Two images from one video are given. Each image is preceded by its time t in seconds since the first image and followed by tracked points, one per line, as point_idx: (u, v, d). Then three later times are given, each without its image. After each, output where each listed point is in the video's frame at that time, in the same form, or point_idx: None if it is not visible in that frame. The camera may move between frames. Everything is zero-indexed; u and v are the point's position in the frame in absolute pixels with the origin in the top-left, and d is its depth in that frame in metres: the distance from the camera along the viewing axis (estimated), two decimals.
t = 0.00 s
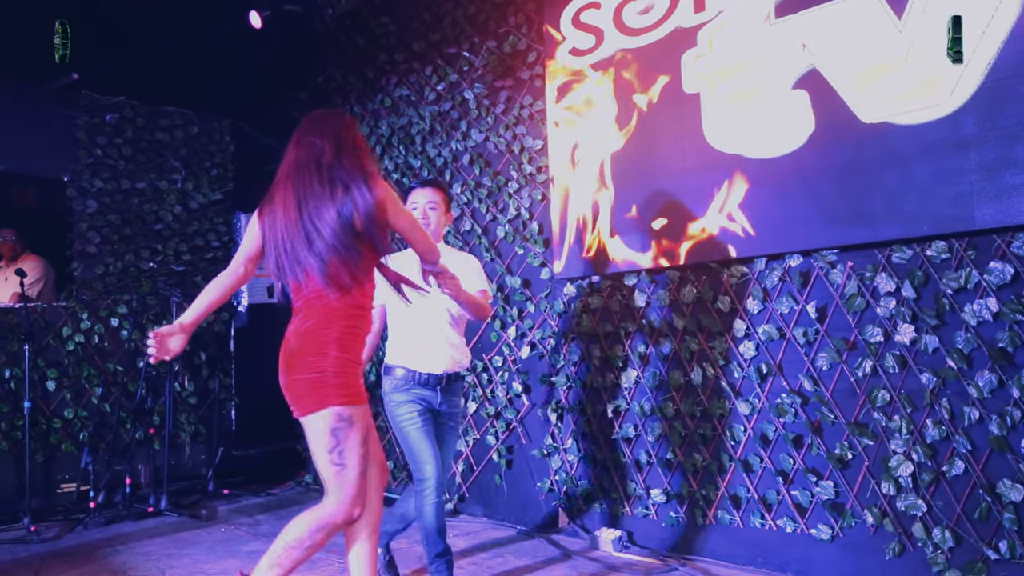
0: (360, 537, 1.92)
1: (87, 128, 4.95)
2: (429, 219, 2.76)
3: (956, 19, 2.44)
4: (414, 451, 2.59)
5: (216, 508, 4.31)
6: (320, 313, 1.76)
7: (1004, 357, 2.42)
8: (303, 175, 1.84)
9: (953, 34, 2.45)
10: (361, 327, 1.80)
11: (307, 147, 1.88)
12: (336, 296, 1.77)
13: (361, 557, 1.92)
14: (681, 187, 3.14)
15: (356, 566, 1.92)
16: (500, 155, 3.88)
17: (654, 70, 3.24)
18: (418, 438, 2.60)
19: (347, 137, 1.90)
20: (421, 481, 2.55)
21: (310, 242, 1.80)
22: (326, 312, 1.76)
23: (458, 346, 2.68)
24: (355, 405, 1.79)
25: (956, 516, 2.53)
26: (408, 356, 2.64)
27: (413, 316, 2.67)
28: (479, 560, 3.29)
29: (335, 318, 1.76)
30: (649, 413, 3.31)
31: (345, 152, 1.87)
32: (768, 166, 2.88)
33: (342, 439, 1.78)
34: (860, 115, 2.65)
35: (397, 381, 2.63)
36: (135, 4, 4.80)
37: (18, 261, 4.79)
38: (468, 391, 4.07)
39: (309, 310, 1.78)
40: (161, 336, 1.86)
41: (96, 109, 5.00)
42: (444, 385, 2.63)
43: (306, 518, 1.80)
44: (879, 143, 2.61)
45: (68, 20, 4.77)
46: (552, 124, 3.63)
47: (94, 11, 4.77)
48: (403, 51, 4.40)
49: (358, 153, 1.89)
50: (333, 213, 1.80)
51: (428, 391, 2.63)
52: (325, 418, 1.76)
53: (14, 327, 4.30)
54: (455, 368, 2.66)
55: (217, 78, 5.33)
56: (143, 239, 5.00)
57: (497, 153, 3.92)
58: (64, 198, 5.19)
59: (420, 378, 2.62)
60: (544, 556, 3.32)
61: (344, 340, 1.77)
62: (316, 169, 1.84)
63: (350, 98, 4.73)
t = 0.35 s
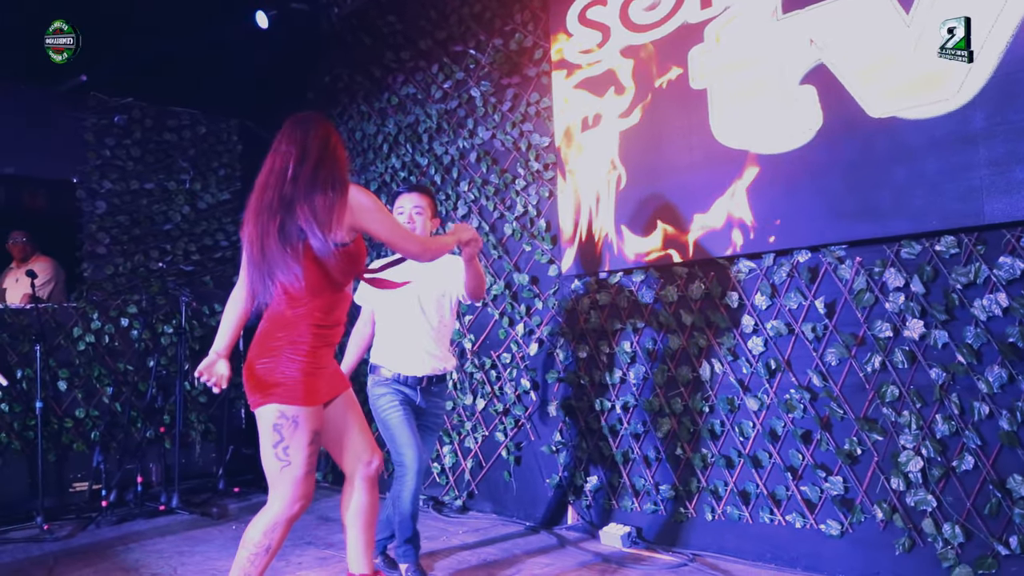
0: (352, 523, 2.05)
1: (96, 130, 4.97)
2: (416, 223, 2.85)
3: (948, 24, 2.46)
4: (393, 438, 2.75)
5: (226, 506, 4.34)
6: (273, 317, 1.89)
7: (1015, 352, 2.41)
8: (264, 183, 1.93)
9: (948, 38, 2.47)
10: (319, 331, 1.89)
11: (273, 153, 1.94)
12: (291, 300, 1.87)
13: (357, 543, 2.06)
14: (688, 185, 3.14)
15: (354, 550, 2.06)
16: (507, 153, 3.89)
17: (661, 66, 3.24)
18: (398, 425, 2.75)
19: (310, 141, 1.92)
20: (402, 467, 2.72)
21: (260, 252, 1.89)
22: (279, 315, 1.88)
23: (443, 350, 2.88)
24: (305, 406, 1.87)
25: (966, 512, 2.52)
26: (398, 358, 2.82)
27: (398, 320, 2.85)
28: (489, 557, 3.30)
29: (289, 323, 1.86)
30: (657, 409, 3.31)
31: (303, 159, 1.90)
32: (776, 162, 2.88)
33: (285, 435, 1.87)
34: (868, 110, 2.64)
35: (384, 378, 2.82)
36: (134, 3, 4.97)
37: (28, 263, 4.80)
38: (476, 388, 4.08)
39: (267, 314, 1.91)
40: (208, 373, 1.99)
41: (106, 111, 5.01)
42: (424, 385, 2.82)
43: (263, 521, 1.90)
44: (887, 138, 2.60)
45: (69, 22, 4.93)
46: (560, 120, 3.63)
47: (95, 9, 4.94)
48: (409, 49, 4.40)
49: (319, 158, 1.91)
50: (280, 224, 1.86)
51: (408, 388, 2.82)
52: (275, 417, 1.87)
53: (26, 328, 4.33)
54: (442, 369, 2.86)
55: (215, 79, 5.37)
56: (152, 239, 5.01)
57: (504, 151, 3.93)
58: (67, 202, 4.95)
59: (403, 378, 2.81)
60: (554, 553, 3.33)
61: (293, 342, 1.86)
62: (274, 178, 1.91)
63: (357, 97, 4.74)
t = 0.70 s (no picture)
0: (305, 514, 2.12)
1: (106, 126, 5.03)
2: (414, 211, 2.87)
3: (943, 23, 2.49)
4: (380, 447, 2.80)
5: (239, 500, 4.36)
6: (300, 300, 1.90)
7: None
8: (258, 165, 1.97)
9: (948, 36, 2.48)
10: (338, 312, 1.94)
11: (270, 136, 1.98)
12: (318, 283, 1.91)
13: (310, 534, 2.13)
14: (697, 175, 3.13)
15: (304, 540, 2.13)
16: (515, 145, 3.89)
17: (669, 56, 3.22)
18: (383, 429, 2.82)
19: (307, 125, 1.97)
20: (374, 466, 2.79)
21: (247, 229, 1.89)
22: (305, 299, 1.90)
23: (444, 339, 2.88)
24: (331, 389, 1.92)
25: (980, 500, 2.51)
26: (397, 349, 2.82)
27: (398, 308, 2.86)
28: (502, 548, 3.30)
29: (315, 309, 1.90)
30: (667, 399, 3.31)
31: (299, 142, 1.94)
32: (785, 150, 2.86)
33: (314, 421, 1.90)
34: (879, 96, 2.62)
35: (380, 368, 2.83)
36: (134, 5, 4.77)
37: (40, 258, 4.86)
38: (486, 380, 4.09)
39: (289, 296, 1.91)
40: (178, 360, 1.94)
41: (116, 107, 5.07)
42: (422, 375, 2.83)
43: (274, 505, 1.91)
44: (898, 125, 2.58)
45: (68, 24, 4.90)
46: (568, 111, 3.62)
47: (95, 10, 4.78)
48: (416, 41, 4.40)
49: (315, 142, 1.95)
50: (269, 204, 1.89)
51: (404, 381, 2.82)
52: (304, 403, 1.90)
53: (39, 324, 4.35)
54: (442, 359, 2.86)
55: (216, 78, 5.34)
56: (163, 234, 5.05)
57: (513, 143, 3.92)
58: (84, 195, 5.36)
59: (398, 367, 2.81)
60: (566, 543, 3.33)
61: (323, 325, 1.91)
62: (267, 160, 1.95)
63: (365, 91, 4.74)
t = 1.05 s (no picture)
0: (312, 512, 2.05)
1: (132, 120, 5.10)
2: (432, 208, 2.86)
3: (942, 23, 2.51)
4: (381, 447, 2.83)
5: (260, 491, 4.40)
6: (350, 313, 1.93)
7: None
8: (278, 178, 1.97)
9: (955, 33, 2.50)
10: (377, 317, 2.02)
11: (292, 147, 2.00)
12: (359, 296, 1.95)
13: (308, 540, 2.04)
14: (721, 172, 3.11)
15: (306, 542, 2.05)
16: (538, 141, 3.88)
17: (693, 53, 3.20)
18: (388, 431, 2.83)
19: (328, 141, 1.98)
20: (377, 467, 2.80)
21: (271, 244, 1.90)
22: (354, 312, 1.93)
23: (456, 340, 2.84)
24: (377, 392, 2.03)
25: (1004, 504, 2.48)
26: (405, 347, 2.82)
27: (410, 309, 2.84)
28: (520, 545, 3.31)
29: (364, 314, 1.96)
30: (688, 398, 3.30)
31: (320, 155, 1.96)
32: (810, 148, 2.84)
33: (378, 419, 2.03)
34: (906, 94, 2.59)
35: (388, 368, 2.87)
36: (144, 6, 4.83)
37: (67, 251, 4.92)
38: (506, 376, 4.09)
39: (338, 309, 1.91)
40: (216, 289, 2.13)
41: (142, 101, 5.14)
42: (428, 375, 2.80)
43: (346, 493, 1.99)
44: (926, 123, 2.55)
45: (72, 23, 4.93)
46: (592, 107, 3.61)
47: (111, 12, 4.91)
48: (440, 38, 4.40)
49: (336, 156, 1.97)
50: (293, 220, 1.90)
51: (410, 379, 2.81)
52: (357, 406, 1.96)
53: (65, 315, 4.41)
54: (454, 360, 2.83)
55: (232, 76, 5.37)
56: (187, 228, 5.09)
57: (535, 139, 3.92)
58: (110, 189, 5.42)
59: (406, 366, 2.81)
60: (582, 540, 3.34)
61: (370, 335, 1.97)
62: (288, 174, 1.96)
63: (388, 86, 4.76)
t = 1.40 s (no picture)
0: (324, 506, 2.06)
1: (143, 115, 5.14)
2: (453, 200, 2.84)
3: (948, 21, 2.50)
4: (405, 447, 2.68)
5: (268, 486, 4.41)
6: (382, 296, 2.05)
7: None
8: (301, 162, 2.08)
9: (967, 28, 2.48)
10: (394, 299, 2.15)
11: (313, 138, 2.11)
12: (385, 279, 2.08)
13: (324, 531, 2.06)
14: (731, 169, 3.10)
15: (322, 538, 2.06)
16: (547, 137, 3.88)
17: (703, 49, 3.19)
18: (403, 428, 2.70)
19: (351, 131, 2.11)
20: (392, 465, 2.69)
21: (300, 224, 2.01)
22: (384, 293, 2.07)
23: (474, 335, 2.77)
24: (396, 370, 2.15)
25: (1015, 502, 2.47)
26: (418, 340, 2.70)
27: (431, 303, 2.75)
28: (527, 541, 3.31)
29: (390, 295, 2.09)
30: (696, 395, 3.29)
31: (344, 145, 2.08)
32: (821, 144, 2.83)
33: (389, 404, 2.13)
34: (918, 90, 2.58)
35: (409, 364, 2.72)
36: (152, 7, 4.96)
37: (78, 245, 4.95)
38: (514, 372, 4.09)
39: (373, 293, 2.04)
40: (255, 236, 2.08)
41: (153, 97, 5.17)
42: (449, 368, 2.67)
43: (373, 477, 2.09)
44: (938, 119, 2.54)
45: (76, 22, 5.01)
46: (602, 102, 3.60)
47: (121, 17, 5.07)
48: (449, 33, 4.40)
49: (359, 145, 2.10)
50: (322, 203, 2.02)
51: (432, 374, 2.68)
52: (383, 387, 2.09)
53: (76, 310, 4.44)
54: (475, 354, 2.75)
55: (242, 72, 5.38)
56: (197, 223, 5.12)
57: (544, 135, 3.92)
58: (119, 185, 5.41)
59: (428, 360, 2.68)
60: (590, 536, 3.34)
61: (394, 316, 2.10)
62: (312, 159, 2.07)
63: (397, 83, 4.76)
